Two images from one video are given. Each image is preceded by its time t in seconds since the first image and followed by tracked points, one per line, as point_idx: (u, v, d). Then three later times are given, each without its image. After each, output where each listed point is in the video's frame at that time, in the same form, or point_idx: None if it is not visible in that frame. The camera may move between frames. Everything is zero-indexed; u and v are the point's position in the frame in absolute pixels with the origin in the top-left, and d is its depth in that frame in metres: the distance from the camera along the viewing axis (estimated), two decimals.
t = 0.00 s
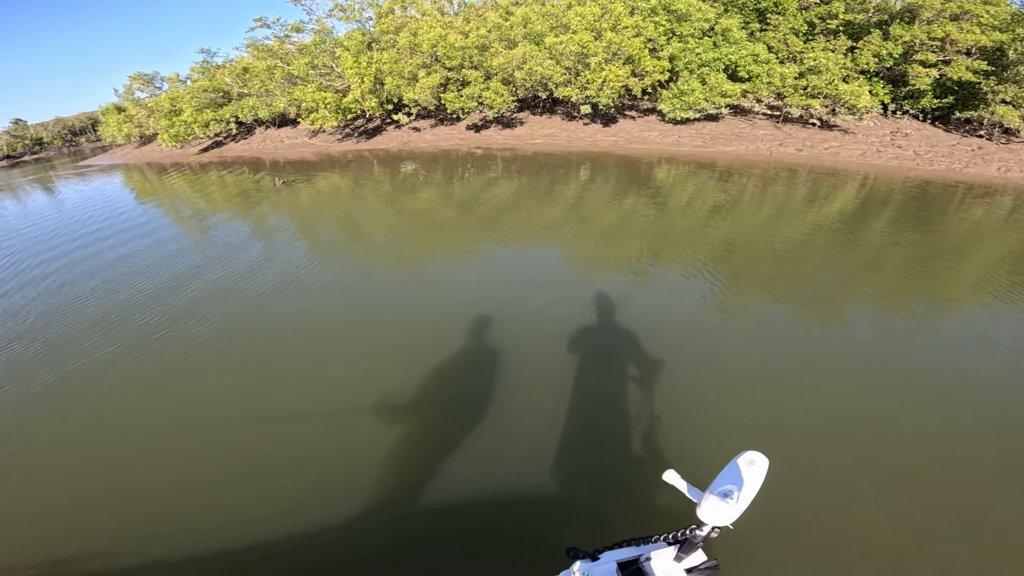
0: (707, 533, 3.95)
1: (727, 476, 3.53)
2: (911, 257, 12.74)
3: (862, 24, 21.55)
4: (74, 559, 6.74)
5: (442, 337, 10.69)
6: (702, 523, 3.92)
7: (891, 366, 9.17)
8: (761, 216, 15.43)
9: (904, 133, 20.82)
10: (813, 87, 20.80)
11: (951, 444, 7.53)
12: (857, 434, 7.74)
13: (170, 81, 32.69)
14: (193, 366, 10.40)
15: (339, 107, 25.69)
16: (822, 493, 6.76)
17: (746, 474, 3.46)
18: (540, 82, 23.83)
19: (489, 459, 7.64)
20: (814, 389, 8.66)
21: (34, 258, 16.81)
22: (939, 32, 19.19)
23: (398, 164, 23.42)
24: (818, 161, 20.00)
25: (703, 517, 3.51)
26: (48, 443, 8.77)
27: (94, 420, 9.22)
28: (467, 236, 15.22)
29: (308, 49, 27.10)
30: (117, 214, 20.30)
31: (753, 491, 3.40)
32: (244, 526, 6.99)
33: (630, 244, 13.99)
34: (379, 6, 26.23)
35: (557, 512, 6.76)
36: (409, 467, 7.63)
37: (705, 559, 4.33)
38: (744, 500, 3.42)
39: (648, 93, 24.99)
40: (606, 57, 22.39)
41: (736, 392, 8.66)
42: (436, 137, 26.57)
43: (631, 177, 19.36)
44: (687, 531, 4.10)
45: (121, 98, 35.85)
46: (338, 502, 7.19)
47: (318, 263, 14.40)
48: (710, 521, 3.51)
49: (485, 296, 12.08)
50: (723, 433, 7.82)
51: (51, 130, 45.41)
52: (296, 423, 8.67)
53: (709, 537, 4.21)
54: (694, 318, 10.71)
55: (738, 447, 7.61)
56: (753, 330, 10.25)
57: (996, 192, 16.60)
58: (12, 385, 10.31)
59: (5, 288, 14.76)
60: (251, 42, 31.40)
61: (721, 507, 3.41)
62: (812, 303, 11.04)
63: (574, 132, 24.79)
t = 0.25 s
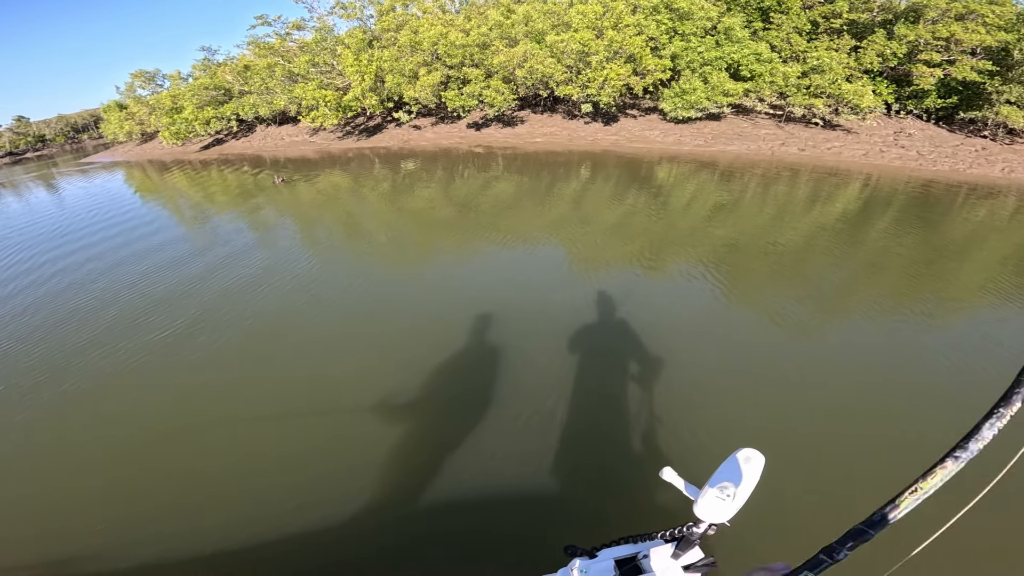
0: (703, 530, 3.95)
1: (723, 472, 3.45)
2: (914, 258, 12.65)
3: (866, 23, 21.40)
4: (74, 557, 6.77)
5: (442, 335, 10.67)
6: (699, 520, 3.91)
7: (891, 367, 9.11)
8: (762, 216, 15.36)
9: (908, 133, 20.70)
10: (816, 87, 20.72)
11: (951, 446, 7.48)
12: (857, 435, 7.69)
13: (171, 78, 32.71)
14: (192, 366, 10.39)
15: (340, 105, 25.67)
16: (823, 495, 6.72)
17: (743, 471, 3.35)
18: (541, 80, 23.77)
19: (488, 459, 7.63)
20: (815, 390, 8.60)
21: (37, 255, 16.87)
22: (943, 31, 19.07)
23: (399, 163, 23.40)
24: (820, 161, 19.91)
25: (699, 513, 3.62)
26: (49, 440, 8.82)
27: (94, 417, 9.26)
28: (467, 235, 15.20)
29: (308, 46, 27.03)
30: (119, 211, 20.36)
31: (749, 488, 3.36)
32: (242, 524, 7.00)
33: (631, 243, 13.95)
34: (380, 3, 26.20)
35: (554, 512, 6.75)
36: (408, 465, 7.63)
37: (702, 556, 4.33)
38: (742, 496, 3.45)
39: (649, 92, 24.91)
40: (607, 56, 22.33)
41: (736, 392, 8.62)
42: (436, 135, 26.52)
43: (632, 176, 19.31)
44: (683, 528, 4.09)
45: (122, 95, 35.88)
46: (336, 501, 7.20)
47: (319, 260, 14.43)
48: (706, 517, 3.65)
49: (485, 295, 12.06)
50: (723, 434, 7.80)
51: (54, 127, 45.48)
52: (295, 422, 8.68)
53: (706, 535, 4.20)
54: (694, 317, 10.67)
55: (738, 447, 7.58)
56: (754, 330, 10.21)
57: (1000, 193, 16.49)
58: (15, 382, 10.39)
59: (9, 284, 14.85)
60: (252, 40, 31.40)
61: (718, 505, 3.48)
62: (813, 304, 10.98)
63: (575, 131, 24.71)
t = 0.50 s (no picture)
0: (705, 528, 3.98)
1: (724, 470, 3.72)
2: (916, 258, 12.57)
3: (871, 22, 21.23)
4: (73, 553, 6.79)
5: (441, 334, 10.65)
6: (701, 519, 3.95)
7: (893, 368, 9.04)
8: (764, 216, 15.29)
9: (911, 133, 20.60)
10: (819, 86, 20.65)
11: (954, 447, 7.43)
12: (860, 436, 7.64)
13: (172, 75, 32.72)
14: (191, 365, 10.36)
15: (340, 103, 25.64)
16: (825, 497, 6.68)
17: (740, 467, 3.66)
18: (542, 78, 23.70)
19: (486, 457, 7.61)
20: (815, 390, 8.55)
21: (39, 251, 16.92)
22: (948, 31, 18.93)
23: (399, 160, 23.37)
24: (822, 161, 19.83)
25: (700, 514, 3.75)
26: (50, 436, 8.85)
27: (95, 414, 9.29)
28: (467, 233, 15.17)
29: (309, 44, 26.98)
30: (120, 208, 20.40)
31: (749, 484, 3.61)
32: (241, 522, 7.00)
33: (631, 242, 13.89)
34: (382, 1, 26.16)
35: (553, 511, 6.74)
36: (406, 464, 7.62)
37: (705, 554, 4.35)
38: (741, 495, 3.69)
39: (651, 91, 24.83)
40: (609, 54, 22.27)
41: (736, 392, 8.58)
42: (437, 133, 26.47)
43: (633, 174, 19.25)
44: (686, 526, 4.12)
45: (123, 92, 35.89)
46: (335, 499, 7.20)
47: (319, 258, 14.45)
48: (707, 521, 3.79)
49: (485, 293, 12.02)
50: (724, 434, 7.76)
51: (56, 124, 45.49)
52: (294, 420, 8.68)
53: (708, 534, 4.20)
54: (694, 316, 10.62)
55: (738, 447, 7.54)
56: (755, 329, 10.16)
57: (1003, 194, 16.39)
58: (17, 378, 10.44)
59: (11, 280, 14.90)
60: (253, 37, 31.38)
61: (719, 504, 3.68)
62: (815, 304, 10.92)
63: (576, 129, 24.66)
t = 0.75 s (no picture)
0: (701, 521, 4.12)
1: (723, 465, 3.60)
2: (918, 258, 12.51)
3: (875, 21, 21.13)
4: (73, 550, 6.82)
5: (440, 332, 10.64)
6: (698, 512, 4.08)
7: (894, 368, 8.99)
8: (766, 215, 15.22)
9: (914, 133, 20.48)
10: (822, 85, 20.57)
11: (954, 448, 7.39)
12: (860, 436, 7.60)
13: (173, 71, 32.67)
14: (190, 363, 10.32)
15: (340, 99, 25.60)
16: (825, 497, 6.65)
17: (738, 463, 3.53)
18: (543, 75, 23.61)
19: (484, 456, 7.61)
20: (814, 390, 8.52)
21: (39, 246, 16.94)
22: (953, 30, 18.82)
23: (399, 157, 23.32)
24: (825, 160, 19.72)
25: (699, 505, 3.78)
26: (49, 433, 8.88)
27: (94, 410, 9.30)
28: (466, 230, 15.14)
29: (309, 40, 27.00)
30: (120, 204, 20.40)
31: (746, 478, 3.53)
32: (239, 520, 7.02)
33: (631, 241, 13.84)
34: None
35: (549, 510, 6.74)
36: (404, 462, 7.62)
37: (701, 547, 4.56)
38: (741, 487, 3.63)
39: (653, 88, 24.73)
40: (610, 51, 22.20)
41: (734, 391, 8.56)
42: (437, 130, 26.39)
43: (634, 172, 19.19)
44: (683, 519, 4.31)
45: (124, 88, 35.84)
46: (333, 496, 7.22)
47: (319, 254, 14.44)
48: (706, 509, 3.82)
49: (485, 290, 11.99)
50: (723, 434, 7.73)
51: (58, 120, 45.50)
52: (292, 417, 8.70)
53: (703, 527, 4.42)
54: (694, 315, 10.58)
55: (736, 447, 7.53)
56: (755, 328, 10.11)
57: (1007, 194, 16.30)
58: (16, 373, 10.45)
59: (11, 275, 14.93)
60: (253, 33, 31.34)
61: (718, 496, 3.65)
62: (817, 303, 10.87)
63: (576, 126, 24.57)
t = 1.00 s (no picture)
0: (696, 517, 4.10)
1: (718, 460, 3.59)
2: (918, 257, 12.46)
3: (878, 19, 21.05)
4: (70, 545, 6.82)
5: (438, 329, 10.60)
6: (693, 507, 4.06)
7: (893, 367, 8.96)
8: (766, 214, 15.16)
9: (916, 132, 20.40)
10: (824, 83, 20.51)
11: (953, 447, 7.37)
12: (859, 435, 7.59)
13: (173, 67, 32.62)
14: (189, 359, 10.29)
15: (339, 96, 25.57)
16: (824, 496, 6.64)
17: (736, 458, 3.54)
18: (542, 72, 23.54)
19: (481, 453, 7.59)
20: (814, 388, 8.49)
21: (39, 241, 16.96)
22: (957, 29, 18.73)
23: (398, 153, 23.27)
24: (825, 158, 19.65)
25: (693, 501, 3.75)
26: (48, 427, 8.88)
27: (93, 405, 9.30)
28: (465, 227, 15.11)
29: (309, 36, 26.99)
30: (120, 199, 20.41)
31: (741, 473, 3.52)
32: (236, 516, 7.02)
33: (631, 238, 13.80)
34: None
35: (547, 508, 6.72)
36: (401, 458, 7.60)
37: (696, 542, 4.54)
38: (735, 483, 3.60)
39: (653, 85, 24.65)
40: (610, 48, 22.15)
41: (733, 390, 8.52)
42: (436, 127, 26.32)
43: (633, 170, 19.13)
44: (678, 514, 4.28)
45: (123, 83, 35.76)
46: (331, 493, 7.21)
47: (318, 250, 14.43)
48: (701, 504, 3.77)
49: (484, 287, 11.96)
50: (721, 433, 7.71)
51: (59, 116, 45.47)
52: (290, 413, 8.68)
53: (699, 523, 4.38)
54: (693, 313, 10.54)
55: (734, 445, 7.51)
56: (755, 326, 10.07)
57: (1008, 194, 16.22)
58: (16, 368, 10.47)
59: (12, 271, 14.96)
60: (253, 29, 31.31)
61: (712, 491, 3.62)
62: (816, 302, 10.82)
63: (576, 124, 24.50)
